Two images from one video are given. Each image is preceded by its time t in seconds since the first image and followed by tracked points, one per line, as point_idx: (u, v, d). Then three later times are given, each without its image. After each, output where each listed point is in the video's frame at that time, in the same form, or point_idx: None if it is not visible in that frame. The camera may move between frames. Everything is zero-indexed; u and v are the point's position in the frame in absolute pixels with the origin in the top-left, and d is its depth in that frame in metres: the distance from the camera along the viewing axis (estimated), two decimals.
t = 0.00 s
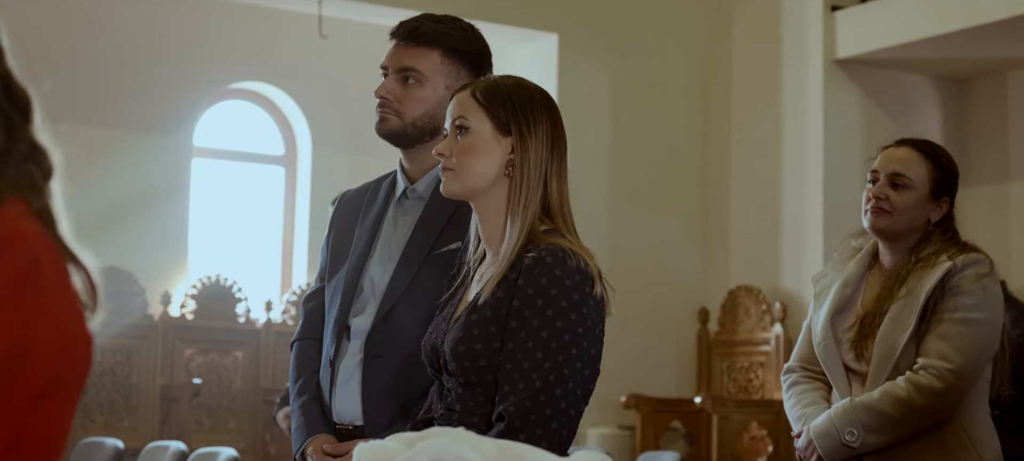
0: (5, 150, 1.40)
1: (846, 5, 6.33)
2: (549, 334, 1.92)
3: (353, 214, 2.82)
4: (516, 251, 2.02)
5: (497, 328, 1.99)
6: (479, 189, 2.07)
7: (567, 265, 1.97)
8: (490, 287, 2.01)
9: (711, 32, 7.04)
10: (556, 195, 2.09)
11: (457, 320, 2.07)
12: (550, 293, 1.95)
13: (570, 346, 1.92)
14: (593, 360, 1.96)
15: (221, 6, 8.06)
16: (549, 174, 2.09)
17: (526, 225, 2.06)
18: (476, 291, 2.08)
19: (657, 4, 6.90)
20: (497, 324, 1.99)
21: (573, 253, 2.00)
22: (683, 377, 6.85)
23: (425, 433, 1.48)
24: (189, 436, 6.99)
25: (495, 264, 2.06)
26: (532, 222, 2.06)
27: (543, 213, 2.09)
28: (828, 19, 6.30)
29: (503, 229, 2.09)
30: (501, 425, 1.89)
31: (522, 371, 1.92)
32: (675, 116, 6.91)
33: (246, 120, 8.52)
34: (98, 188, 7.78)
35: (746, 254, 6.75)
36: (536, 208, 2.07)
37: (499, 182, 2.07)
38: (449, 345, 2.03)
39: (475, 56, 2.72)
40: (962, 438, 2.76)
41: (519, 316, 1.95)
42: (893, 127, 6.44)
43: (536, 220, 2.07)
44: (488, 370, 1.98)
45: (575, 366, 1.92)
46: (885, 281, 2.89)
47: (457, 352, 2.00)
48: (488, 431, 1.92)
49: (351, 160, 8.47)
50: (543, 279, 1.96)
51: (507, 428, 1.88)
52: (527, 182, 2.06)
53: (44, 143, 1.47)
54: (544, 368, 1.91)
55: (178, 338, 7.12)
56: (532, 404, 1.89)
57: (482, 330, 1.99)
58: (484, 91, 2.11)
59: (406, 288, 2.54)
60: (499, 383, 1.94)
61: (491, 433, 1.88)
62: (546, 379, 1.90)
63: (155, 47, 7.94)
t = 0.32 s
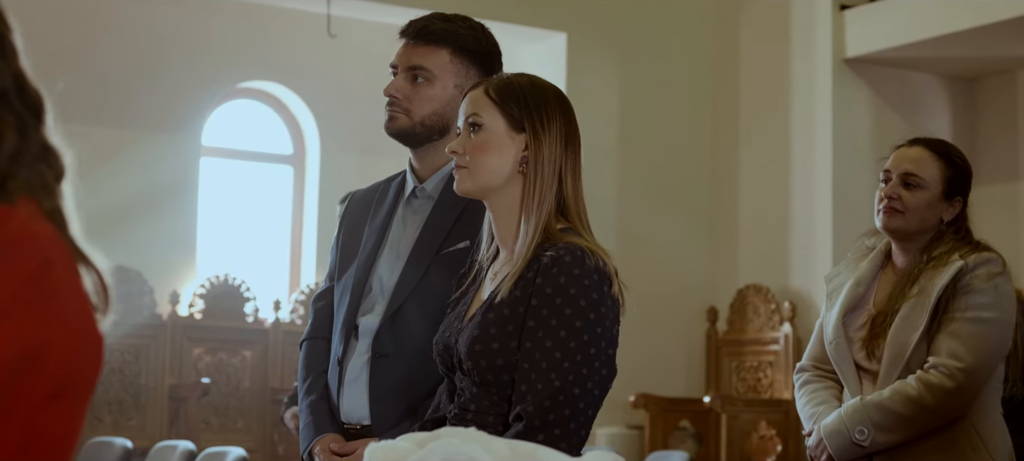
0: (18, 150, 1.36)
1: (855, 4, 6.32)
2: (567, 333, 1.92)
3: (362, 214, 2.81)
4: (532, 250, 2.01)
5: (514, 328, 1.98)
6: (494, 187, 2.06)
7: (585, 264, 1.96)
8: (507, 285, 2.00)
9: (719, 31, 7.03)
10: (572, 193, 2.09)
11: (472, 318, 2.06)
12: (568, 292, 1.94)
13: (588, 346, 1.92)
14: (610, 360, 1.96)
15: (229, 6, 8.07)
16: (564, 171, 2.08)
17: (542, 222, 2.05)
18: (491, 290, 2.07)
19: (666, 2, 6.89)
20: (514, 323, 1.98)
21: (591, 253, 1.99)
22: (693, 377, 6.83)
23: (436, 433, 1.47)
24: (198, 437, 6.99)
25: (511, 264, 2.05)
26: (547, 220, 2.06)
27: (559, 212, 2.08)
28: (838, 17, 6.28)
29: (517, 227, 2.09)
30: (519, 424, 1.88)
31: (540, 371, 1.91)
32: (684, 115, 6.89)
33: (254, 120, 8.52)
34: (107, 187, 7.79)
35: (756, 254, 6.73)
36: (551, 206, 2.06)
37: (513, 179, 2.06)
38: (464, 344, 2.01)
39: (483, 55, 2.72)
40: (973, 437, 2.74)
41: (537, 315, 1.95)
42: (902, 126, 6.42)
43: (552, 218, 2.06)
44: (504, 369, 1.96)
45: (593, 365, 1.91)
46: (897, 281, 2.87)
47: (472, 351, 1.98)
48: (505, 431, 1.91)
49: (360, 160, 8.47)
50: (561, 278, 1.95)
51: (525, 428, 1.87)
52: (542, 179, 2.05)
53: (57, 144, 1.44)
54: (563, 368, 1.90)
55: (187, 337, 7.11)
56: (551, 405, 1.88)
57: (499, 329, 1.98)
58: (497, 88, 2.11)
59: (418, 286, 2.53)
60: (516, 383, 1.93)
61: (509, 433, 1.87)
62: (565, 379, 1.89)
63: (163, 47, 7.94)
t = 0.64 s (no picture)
0: (24, 152, 1.34)
1: (858, 3, 6.32)
2: (578, 334, 1.92)
3: (365, 214, 2.80)
4: (543, 249, 2.01)
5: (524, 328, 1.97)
6: (503, 187, 2.06)
7: (596, 265, 1.96)
8: (516, 285, 1.99)
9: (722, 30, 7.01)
10: (582, 191, 2.08)
11: (479, 318, 2.05)
12: (579, 293, 1.93)
13: (599, 347, 1.92)
14: (620, 362, 1.96)
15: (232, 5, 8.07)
16: (574, 170, 2.08)
17: (552, 222, 2.05)
18: (500, 290, 2.07)
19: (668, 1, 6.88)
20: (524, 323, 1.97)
21: (603, 254, 1.99)
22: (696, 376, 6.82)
23: (442, 433, 1.46)
24: (201, 436, 6.98)
25: (521, 264, 2.04)
26: (557, 220, 2.05)
27: (570, 212, 2.08)
28: (841, 17, 6.28)
29: (528, 227, 2.09)
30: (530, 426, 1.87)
31: (550, 372, 1.90)
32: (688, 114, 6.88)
33: (257, 119, 8.53)
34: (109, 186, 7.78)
35: (759, 253, 6.73)
36: (561, 206, 2.06)
37: (522, 179, 2.06)
38: (473, 344, 2.00)
39: (486, 55, 2.72)
40: (980, 435, 2.73)
41: (548, 316, 1.94)
42: (905, 125, 6.43)
43: (562, 218, 2.06)
44: (513, 370, 1.96)
45: (603, 367, 1.92)
46: (904, 279, 2.87)
47: (481, 351, 1.97)
48: (514, 432, 1.91)
49: (364, 160, 8.46)
50: (572, 279, 1.94)
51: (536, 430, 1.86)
52: (551, 179, 2.05)
53: (62, 145, 1.42)
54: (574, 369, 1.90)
55: (190, 337, 7.11)
56: (561, 406, 1.87)
57: (508, 329, 1.97)
58: (506, 88, 2.10)
59: (425, 286, 2.53)
60: (526, 383, 1.92)
61: (519, 434, 1.87)
62: (576, 380, 1.89)
63: (166, 47, 7.94)
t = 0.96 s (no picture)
0: (29, 151, 1.34)
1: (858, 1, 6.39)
2: (586, 335, 1.91)
3: (367, 214, 2.79)
4: (550, 250, 2.01)
5: (531, 328, 1.96)
6: (512, 188, 2.06)
7: (605, 266, 1.95)
8: (524, 286, 1.99)
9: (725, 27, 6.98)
10: (592, 191, 2.08)
11: (486, 319, 2.04)
12: (587, 294, 1.93)
13: (606, 349, 1.91)
14: (627, 364, 1.96)
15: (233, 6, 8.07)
16: (584, 169, 2.08)
17: (561, 223, 2.04)
18: (506, 290, 2.06)
19: None
20: (531, 323, 1.96)
21: (612, 254, 1.99)
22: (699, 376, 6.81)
23: (446, 433, 1.46)
24: (203, 438, 6.96)
25: (528, 265, 2.04)
26: (566, 221, 2.05)
27: (580, 212, 2.08)
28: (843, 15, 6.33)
29: (538, 227, 2.09)
30: (536, 427, 1.87)
31: (557, 374, 1.90)
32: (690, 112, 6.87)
33: (257, 119, 8.50)
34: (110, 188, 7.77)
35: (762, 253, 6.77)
36: (570, 207, 2.05)
37: (532, 178, 2.06)
38: (480, 343, 2.00)
39: (488, 54, 2.72)
40: (983, 432, 2.73)
41: (555, 316, 1.93)
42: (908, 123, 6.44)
43: (571, 219, 2.05)
44: (519, 370, 1.95)
45: (610, 369, 1.91)
46: (906, 276, 2.86)
47: (488, 351, 1.97)
48: (520, 434, 1.90)
49: (366, 160, 8.44)
50: (580, 280, 1.94)
51: (542, 432, 1.85)
52: (561, 178, 2.05)
53: (69, 146, 1.41)
54: (580, 371, 1.89)
55: (192, 338, 7.11)
56: (568, 408, 1.87)
57: (515, 329, 1.97)
58: (513, 87, 2.09)
59: (430, 286, 2.53)
60: (532, 384, 1.92)
61: (525, 435, 1.86)
62: (582, 381, 1.89)
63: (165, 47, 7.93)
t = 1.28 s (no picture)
0: (37, 152, 1.33)
1: None
2: (597, 336, 1.90)
3: (369, 213, 2.78)
4: (560, 250, 2.00)
5: (540, 328, 1.95)
6: (520, 187, 2.05)
7: (616, 267, 1.94)
8: (533, 285, 1.98)
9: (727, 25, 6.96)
10: (601, 190, 2.07)
11: (494, 318, 2.03)
12: (598, 293, 1.92)
13: (617, 350, 1.90)
14: (637, 364, 1.95)
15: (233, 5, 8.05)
16: (592, 169, 2.07)
17: (570, 223, 2.03)
18: (514, 290, 2.05)
19: None
20: (541, 323, 1.96)
21: (623, 255, 1.98)
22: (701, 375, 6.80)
23: (449, 433, 1.45)
24: (203, 438, 6.96)
25: (537, 265, 2.03)
26: (575, 221, 2.03)
27: (589, 212, 2.06)
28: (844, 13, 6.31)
29: (546, 227, 2.08)
30: (547, 427, 1.86)
31: (568, 374, 1.89)
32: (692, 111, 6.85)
33: (258, 119, 8.48)
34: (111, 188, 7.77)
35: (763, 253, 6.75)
36: (579, 207, 2.04)
37: (540, 178, 2.05)
38: (488, 342, 1.99)
39: (490, 54, 2.71)
40: (983, 432, 2.72)
41: (566, 316, 1.92)
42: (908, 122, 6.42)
43: (580, 219, 2.04)
44: (528, 370, 1.94)
45: (621, 369, 1.90)
46: (907, 275, 2.85)
47: (497, 350, 1.96)
48: (530, 434, 1.89)
49: (367, 160, 8.44)
50: (592, 280, 1.93)
51: (552, 432, 1.84)
52: (569, 178, 2.04)
53: (77, 148, 1.40)
54: (592, 372, 1.88)
55: (193, 338, 7.09)
56: (579, 408, 1.86)
57: (525, 328, 1.96)
58: (522, 87, 2.09)
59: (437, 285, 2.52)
60: (542, 384, 1.91)
61: (536, 435, 1.85)
62: (594, 381, 1.88)
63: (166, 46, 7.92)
